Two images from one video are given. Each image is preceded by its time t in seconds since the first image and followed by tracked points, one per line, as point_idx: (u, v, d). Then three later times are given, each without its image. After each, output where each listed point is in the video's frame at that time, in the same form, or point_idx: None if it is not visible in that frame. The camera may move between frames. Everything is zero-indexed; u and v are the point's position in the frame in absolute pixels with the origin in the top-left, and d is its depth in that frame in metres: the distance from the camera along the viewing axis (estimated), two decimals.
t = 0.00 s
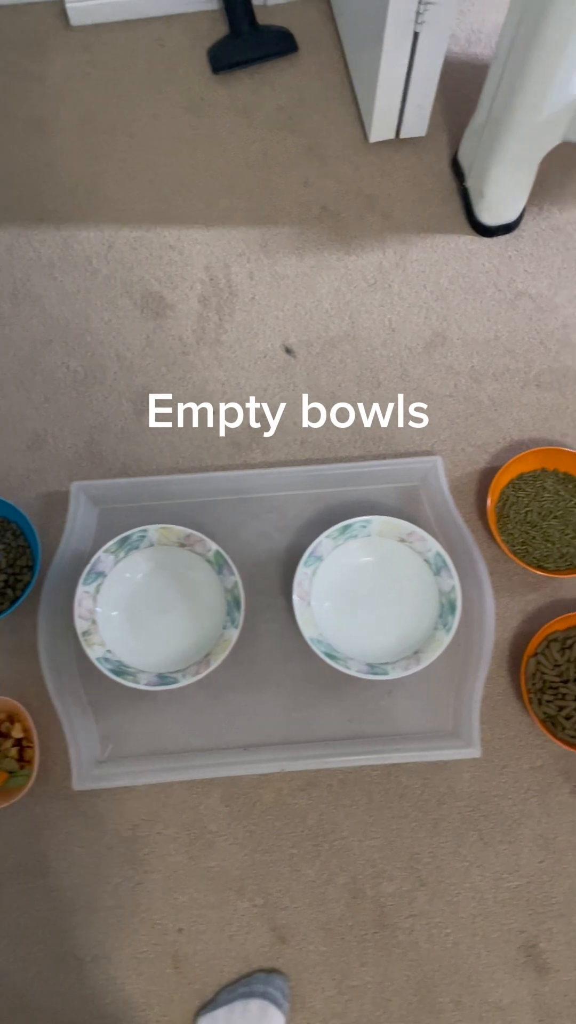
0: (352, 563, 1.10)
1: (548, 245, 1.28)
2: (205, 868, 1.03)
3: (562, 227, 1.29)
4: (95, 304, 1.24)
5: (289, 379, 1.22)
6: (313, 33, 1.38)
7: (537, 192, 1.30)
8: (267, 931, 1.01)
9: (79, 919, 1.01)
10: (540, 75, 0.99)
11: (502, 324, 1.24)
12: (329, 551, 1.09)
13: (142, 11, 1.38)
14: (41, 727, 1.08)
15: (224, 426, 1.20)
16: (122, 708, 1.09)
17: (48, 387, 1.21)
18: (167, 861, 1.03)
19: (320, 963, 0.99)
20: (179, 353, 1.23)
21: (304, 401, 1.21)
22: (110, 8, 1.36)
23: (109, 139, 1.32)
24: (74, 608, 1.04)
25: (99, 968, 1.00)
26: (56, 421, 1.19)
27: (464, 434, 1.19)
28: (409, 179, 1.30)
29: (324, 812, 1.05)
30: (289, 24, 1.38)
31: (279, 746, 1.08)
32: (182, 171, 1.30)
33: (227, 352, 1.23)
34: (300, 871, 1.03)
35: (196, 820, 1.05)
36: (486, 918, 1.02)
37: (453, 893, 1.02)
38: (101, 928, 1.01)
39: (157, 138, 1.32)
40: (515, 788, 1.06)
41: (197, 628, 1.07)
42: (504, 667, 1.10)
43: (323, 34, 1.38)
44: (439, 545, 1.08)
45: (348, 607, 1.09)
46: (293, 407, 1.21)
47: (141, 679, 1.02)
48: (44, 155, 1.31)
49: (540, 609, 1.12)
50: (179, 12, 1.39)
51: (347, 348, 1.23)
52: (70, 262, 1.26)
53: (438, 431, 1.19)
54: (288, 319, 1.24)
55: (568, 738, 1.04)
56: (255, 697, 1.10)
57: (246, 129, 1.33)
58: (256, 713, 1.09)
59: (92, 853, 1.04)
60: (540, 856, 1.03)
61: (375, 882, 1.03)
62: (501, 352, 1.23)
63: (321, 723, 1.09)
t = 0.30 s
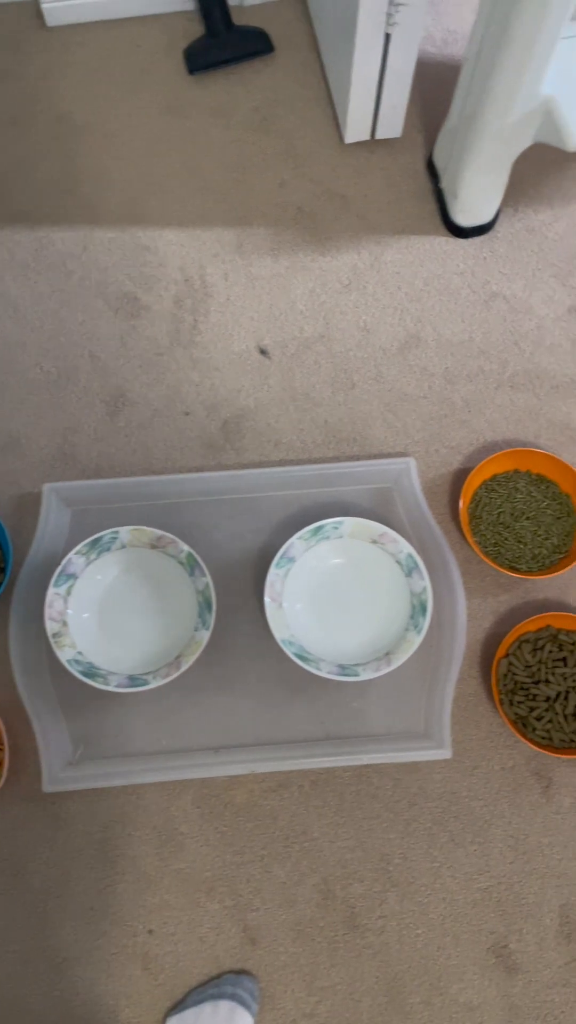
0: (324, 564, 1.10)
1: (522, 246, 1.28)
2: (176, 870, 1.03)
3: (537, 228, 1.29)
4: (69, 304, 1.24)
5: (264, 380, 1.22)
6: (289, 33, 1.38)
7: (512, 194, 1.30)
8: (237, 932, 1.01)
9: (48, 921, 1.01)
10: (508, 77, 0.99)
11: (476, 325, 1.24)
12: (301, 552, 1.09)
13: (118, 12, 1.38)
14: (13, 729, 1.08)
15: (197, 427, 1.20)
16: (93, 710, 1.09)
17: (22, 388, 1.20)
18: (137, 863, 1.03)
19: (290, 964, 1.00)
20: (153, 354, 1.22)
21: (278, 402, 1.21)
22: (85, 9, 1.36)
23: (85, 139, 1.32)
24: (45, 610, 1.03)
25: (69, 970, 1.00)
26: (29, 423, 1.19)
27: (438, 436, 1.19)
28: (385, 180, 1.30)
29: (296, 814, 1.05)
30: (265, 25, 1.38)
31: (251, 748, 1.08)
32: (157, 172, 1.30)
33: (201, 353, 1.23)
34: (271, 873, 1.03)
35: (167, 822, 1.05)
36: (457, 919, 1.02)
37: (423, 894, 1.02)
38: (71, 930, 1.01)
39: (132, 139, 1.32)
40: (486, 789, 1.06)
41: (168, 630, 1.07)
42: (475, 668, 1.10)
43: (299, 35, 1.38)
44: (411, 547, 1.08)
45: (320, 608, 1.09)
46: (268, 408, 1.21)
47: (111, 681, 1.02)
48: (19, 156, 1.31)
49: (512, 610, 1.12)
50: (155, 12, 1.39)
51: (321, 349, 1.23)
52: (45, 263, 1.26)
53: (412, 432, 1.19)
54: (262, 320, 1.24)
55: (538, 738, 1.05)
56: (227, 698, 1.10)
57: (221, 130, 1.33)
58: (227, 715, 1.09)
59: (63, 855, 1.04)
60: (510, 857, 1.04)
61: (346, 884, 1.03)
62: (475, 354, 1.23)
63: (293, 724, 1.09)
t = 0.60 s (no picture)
0: (298, 565, 1.10)
1: (499, 246, 1.28)
2: (148, 872, 1.03)
3: (514, 228, 1.28)
4: (44, 305, 1.24)
5: (240, 380, 1.22)
6: (267, 33, 1.37)
7: (489, 193, 1.30)
8: (209, 935, 1.01)
9: (19, 923, 1.01)
10: (479, 77, 0.99)
11: (452, 326, 1.24)
12: (274, 554, 1.08)
13: (95, 11, 1.37)
14: None
15: (172, 428, 1.19)
16: (66, 711, 1.09)
17: None
18: (109, 864, 1.03)
19: (261, 966, 0.99)
20: (128, 355, 1.22)
21: (254, 403, 1.21)
22: (62, 7, 1.35)
23: (61, 139, 1.31)
24: (16, 612, 1.02)
25: (39, 972, 1.00)
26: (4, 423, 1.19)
27: (413, 436, 1.19)
28: (362, 180, 1.30)
29: (269, 815, 1.05)
30: (243, 24, 1.38)
31: (223, 750, 1.08)
32: (133, 171, 1.30)
33: (177, 353, 1.22)
34: (243, 875, 1.03)
35: (139, 823, 1.05)
36: (429, 921, 1.01)
37: (396, 897, 1.02)
38: (42, 932, 1.01)
39: (108, 139, 1.32)
40: (459, 790, 1.06)
41: (141, 631, 1.07)
42: (449, 669, 1.10)
43: (277, 35, 1.37)
44: (385, 547, 1.08)
45: (294, 610, 1.08)
46: (243, 409, 1.20)
47: (82, 684, 1.01)
48: None
49: (487, 611, 1.12)
50: (133, 11, 1.39)
51: (297, 350, 1.23)
52: (20, 263, 1.25)
53: (387, 433, 1.19)
54: (238, 320, 1.24)
55: (511, 739, 1.05)
56: (200, 700, 1.09)
57: (198, 129, 1.33)
58: (200, 716, 1.09)
59: (34, 857, 1.04)
60: (483, 858, 1.03)
61: (318, 886, 1.03)
62: (451, 354, 1.23)
63: (266, 726, 1.09)
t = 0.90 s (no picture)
0: (278, 566, 1.10)
1: (481, 247, 1.28)
2: (127, 873, 1.03)
3: (495, 229, 1.29)
4: (25, 304, 1.23)
5: (221, 380, 1.21)
6: (250, 33, 1.37)
7: (471, 194, 1.30)
8: (187, 936, 1.01)
9: None
10: (456, 78, 0.99)
11: (434, 326, 1.24)
12: (254, 554, 1.08)
13: (79, 11, 1.37)
14: None
15: (153, 428, 1.19)
16: (46, 710, 1.10)
17: None
18: (87, 866, 1.03)
19: (238, 967, 0.99)
20: (109, 355, 1.22)
21: (235, 403, 1.20)
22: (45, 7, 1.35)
23: (43, 138, 1.31)
24: None
25: (16, 973, 0.99)
26: None
27: (394, 436, 1.19)
28: (344, 180, 1.30)
29: (247, 816, 1.05)
30: (226, 24, 1.38)
31: (203, 750, 1.08)
32: (115, 171, 1.30)
33: (158, 354, 1.22)
34: (222, 875, 1.03)
35: (117, 824, 1.04)
36: (407, 922, 1.01)
37: (374, 897, 1.02)
38: (19, 933, 1.01)
39: (90, 138, 1.32)
40: (438, 791, 1.06)
41: (120, 632, 1.07)
42: (429, 669, 1.10)
43: (260, 36, 1.37)
44: (364, 548, 1.08)
45: (273, 610, 1.08)
46: (224, 409, 1.20)
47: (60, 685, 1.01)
48: None
49: (466, 611, 1.12)
50: (115, 11, 1.39)
51: (279, 350, 1.23)
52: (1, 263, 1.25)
53: (368, 433, 1.19)
54: (219, 320, 1.24)
55: (490, 739, 1.05)
56: (180, 700, 1.10)
57: (181, 130, 1.33)
58: (180, 717, 1.09)
59: (13, 858, 1.04)
60: (461, 859, 1.04)
61: (296, 887, 1.03)
62: (432, 355, 1.23)
63: (245, 726, 1.09)
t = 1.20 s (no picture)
0: (252, 566, 1.09)
1: (459, 246, 1.28)
2: (99, 874, 1.03)
3: (473, 228, 1.28)
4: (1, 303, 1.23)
5: (197, 379, 1.21)
6: (228, 31, 1.37)
7: (449, 194, 1.30)
8: (159, 937, 1.01)
9: None
10: (430, 77, 0.98)
11: (411, 325, 1.24)
12: (228, 554, 1.08)
13: (56, 8, 1.36)
14: None
15: (128, 428, 1.18)
16: (19, 712, 1.09)
17: None
18: (59, 867, 1.03)
19: (210, 968, 0.99)
20: (85, 354, 1.21)
21: (211, 402, 1.20)
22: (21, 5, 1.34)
23: (20, 137, 1.31)
24: None
25: None
26: None
27: (370, 436, 1.19)
28: (323, 179, 1.30)
29: (220, 816, 1.05)
30: (204, 22, 1.37)
31: (176, 751, 1.07)
32: (92, 169, 1.29)
33: (134, 353, 1.22)
34: (195, 876, 1.02)
35: (90, 826, 1.04)
36: (380, 923, 1.01)
37: (347, 898, 1.02)
38: None
39: (68, 136, 1.31)
40: (412, 791, 1.06)
41: (93, 632, 1.06)
42: (404, 670, 1.10)
43: (239, 34, 1.37)
44: (339, 548, 1.07)
45: (247, 611, 1.08)
46: (200, 408, 1.20)
47: (32, 685, 1.01)
48: None
49: (441, 611, 1.12)
50: (93, 9, 1.38)
51: (256, 349, 1.22)
52: None
53: (345, 433, 1.19)
54: (196, 319, 1.23)
55: (463, 739, 1.05)
56: (153, 701, 1.09)
57: (159, 128, 1.32)
58: (154, 717, 1.09)
59: None
60: (435, 859, 1.03)
61: (270, 888, 1.02)
62: (409, 354, 1.23)
63: (219, 727, 1.09)
